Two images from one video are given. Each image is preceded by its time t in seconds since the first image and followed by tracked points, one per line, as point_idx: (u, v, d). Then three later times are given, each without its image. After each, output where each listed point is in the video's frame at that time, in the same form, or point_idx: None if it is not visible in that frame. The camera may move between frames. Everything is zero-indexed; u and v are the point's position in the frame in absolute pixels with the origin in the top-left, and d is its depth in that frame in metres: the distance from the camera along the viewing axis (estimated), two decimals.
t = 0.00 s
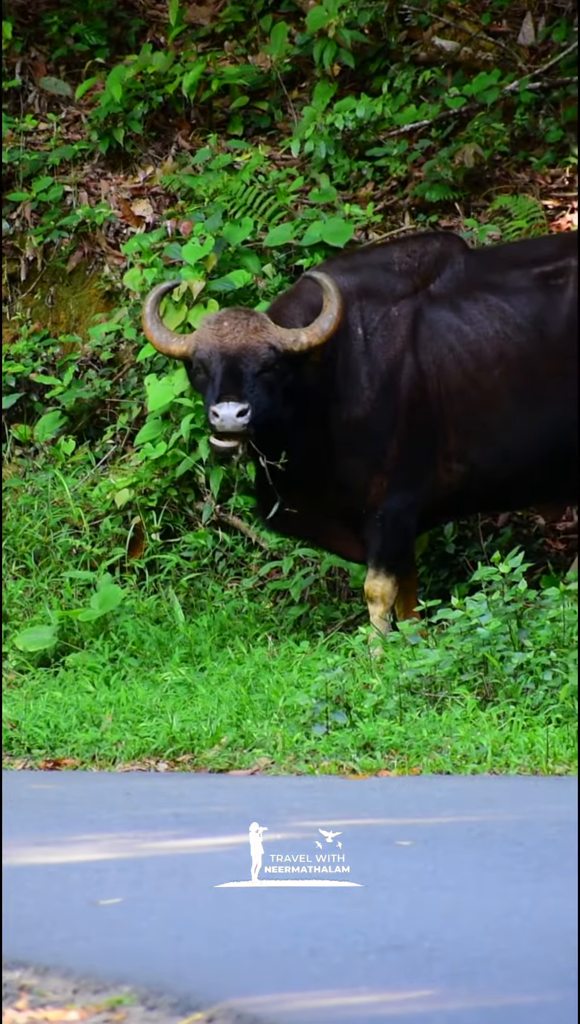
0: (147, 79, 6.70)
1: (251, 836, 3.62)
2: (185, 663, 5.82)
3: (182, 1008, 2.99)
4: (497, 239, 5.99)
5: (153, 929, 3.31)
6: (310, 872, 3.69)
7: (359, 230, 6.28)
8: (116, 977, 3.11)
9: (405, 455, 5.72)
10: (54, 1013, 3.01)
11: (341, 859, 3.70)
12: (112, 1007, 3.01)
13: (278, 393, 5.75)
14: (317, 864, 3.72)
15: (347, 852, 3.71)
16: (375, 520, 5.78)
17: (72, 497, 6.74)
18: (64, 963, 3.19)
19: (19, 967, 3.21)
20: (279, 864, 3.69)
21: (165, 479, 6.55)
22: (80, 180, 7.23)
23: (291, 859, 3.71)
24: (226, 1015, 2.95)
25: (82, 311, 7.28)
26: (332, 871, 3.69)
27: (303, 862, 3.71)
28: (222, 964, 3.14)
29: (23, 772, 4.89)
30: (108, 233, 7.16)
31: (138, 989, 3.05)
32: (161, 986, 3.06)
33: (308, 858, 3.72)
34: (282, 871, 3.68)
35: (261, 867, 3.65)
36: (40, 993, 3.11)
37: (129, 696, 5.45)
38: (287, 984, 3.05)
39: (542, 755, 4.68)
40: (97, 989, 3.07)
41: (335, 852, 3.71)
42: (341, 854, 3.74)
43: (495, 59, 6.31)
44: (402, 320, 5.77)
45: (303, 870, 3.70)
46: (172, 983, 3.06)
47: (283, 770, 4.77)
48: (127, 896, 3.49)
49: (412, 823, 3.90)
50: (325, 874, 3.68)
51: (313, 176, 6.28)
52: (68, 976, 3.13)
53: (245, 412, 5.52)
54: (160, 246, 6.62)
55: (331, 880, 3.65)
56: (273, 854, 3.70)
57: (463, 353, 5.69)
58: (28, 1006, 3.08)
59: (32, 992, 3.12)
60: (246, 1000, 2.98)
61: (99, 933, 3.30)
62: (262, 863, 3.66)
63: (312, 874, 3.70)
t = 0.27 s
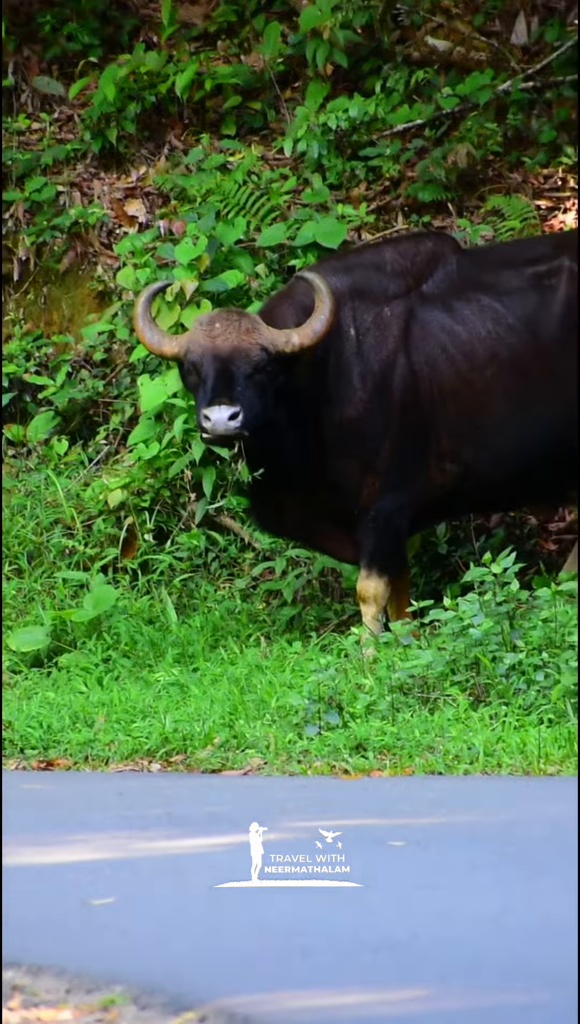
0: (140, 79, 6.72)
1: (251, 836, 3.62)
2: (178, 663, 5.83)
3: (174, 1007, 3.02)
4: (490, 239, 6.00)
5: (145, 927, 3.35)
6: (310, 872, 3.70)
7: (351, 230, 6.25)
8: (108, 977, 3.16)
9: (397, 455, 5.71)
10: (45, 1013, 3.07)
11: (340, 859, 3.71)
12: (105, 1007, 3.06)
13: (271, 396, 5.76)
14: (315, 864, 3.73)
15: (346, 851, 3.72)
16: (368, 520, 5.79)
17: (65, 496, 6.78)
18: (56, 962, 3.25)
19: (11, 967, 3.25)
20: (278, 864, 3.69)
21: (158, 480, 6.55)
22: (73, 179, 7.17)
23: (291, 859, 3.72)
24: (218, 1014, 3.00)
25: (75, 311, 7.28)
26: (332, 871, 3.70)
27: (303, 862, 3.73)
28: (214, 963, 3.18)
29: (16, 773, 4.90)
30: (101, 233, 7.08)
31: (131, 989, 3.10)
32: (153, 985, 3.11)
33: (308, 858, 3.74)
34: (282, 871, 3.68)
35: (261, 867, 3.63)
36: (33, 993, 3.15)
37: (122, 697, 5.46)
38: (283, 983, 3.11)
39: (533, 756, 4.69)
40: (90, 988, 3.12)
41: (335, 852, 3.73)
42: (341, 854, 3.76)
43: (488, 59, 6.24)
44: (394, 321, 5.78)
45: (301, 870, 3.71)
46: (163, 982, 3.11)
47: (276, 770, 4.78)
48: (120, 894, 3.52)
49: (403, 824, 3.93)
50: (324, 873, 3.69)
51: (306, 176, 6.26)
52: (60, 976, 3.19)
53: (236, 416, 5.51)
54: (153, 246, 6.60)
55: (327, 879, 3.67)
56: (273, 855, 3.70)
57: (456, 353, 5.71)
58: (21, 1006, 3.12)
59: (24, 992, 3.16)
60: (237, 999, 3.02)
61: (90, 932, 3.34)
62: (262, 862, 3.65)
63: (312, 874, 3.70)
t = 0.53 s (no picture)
0: (136, 79, 6.67)
1: (252, 836, 3.63)
2: (174, 663, 5.83)
3: (169, 1008, 3.06)
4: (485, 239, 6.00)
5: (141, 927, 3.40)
6: (311, 871, 3.72)
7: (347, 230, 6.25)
8: (103, 977, 3.20)
9: (394, 455, 5.75)
10: (42, 1013, 3.09)
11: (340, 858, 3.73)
12: (100, 1006, 3.09)
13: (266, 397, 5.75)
14: (315, 864, 3.75)
15: (345, 851, 3.73)
16: (365, 520, 5.82)
17: (60, 496, 6.76)
18: (51, 962, 3.29)
19: (7, 967, 3.28)
20: (279, 863, 3.73)
21: (153, 479, 6.53)
22: (68, 179, 7.16)
23: (290, 859, 3.75)
24: (213, 1015, 3.04)
25: (70, 311, 7.28)
26: (332, 870, 3.72)
27: (303, 862, 3.74)
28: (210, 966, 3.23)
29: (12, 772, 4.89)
30: (96, 233, 7.13)
31: (126, 989, 3.14)
32: (147, 985, 3.15)
33: (308, 857, 3.76)
34: (282, 871, 3.72)
35: (261, 867, 3.64)
36: (29, 993, 3.18)
37: (117, 697, 5.45)
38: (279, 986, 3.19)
39: (529, 756, 4.70)
40: (86, 987, 3.16)
41: (335, 851, 3.74)
42: (341, 854, 3.77)
43: (484, 59, 6.25)
44: (390, 321, 5.79)
45: (300, 870, 3.74)
46: (158, 982, 3.15)
47: (271, 770, 4.79)
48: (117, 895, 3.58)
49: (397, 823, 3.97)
50: (325, 873, 3.72)
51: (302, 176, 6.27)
52: (56, 976, 3.23)
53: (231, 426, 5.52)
54: (148, 246, 6.66)
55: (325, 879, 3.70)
56: (273, 855, 3.74)
57: (452, 353, 5.73)
58: (17, 1005, 3.14)
59: (20, 992, 3.18)
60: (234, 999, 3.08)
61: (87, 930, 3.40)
62: (262, 862, 3.68)
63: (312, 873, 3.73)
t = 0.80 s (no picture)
0: (139, 78, 6.21)
1: (251, 836, 3.56)
2: (177, 663, 5.89)
3: (172, 1005, 3.22)
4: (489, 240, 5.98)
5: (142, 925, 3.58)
6: (310, 872, 3.58)
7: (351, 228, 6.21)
8: (106, 975, 3.36)
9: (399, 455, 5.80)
10: (46, 1013, 3.26)
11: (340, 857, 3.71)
12: (104, 1005, 3.25)
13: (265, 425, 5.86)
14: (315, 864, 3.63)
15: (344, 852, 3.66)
16: (368, 519, 5.87)
17: (64, 494, 6.75)
18: (56, 961, 3.48)
19: (11, 966, 3.48)
20: (278, 864, 3.57)
21: (156, 479, 6.46)
22: (72, 177, 6.99)
23: (289, 860, 3.59)
24: (217, 1014, 3.19)
25: (74, 308, 7.33)
26: (332, 871, 3.64)
27: (302, 862, 3.58)
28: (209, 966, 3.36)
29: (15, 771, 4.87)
30: (100, 231, 7.05)
31: (130, 988, 3.30)
32: (151, 984, 3.31)
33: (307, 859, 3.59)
34: (282, 871, 3.57)
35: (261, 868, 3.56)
36: (34, 991, 3.37)
37: (121, 696, 5.43)
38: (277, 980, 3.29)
39: (534, 756, 4.70)
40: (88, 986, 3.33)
41: (335, 851, 3.63)
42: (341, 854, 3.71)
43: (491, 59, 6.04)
44: (396, 319, 5.82)
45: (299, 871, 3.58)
46: (161, 981, 3.31)
47: (275, 770, 4.78)
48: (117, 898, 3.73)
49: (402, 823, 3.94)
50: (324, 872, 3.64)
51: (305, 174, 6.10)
52: (58, 975, 3.41)
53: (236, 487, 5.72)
54: (153, 244, 6.82)
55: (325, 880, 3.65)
56: (273, 856, 3.61)
57: (457, 352, 5.78)
58: (20, 1005, 3.33)
59: (25, 991, 3.38)
60: (235, 1000, 3.24)
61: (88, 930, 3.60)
62: (262, 862, 3.57)
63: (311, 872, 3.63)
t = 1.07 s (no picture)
0: (146, 71, 6.68)
1: (252, 836, 3.65)
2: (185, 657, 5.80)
3: (182, 1004, 3.10)
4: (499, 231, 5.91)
5: (156, 919, 3.48)
6: (311, 872, 3.71)
7: (359, 222, 6.20)
8: (115, 972, 3.24)
9: (410, 450, 5.70)
10: (54, 1008, 3.14)
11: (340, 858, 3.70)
12: (112, 1003, 3.13)
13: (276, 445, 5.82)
14: (314, 864, 3.73)
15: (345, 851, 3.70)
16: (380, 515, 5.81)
17: (71, 489, 6.71)
18: (62, 958, 3.32)
19: (17, 963, 3.32)
20: (279, 864, 3.70)
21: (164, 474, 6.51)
22: (78, 171, 7.12)
23: (291, 858, 3.72)
24: (227, 1009, 3.08)
25: (81, 304, 7.16)
26: (332, 871, 3.71)
27: (303, 862, 3.72)
28: (224, 961, 3.26)
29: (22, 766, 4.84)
30: (106, 225, 7.04)
31: (138, 985, 3.18)
32: (160, 982, 3.19)
33: (308, 857, 3.74)
34: (282, 870, 3.70)
35: (262, 866, 3.67)
36: (40, 988, 3.23)
37: (128, 691, 5.41)
38: (285, 980, 3.19)
39: (544, 750, 4.66)
40: (97, 984, 3.21)
41: (335, 850, 3.72)
42: (341, 855, 3.73)
43: (497, 50, 6.06)
44: (405, 313, 5.71)
45: (300, 869, 3.72)
46: (171, 979, 3.19)
47: (284, 765, 4.74)
48: (127, 894, 3.59)
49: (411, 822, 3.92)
50: (326, 873, 3.69)
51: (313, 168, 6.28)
52: (67, 972, 3.26)
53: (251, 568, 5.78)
54: (159, 238, 6.57)
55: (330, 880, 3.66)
56: (273, 855, 3.71)
57: (467, 344, 5.62)
58: (27, 1002, 3.19)
59: (30, 987, 3.24)
60: (245, 997, 3.12)
61: (93, 923, 3.45)
62: (263, 861, 3.67)
63: (312, 873, 3.71)
